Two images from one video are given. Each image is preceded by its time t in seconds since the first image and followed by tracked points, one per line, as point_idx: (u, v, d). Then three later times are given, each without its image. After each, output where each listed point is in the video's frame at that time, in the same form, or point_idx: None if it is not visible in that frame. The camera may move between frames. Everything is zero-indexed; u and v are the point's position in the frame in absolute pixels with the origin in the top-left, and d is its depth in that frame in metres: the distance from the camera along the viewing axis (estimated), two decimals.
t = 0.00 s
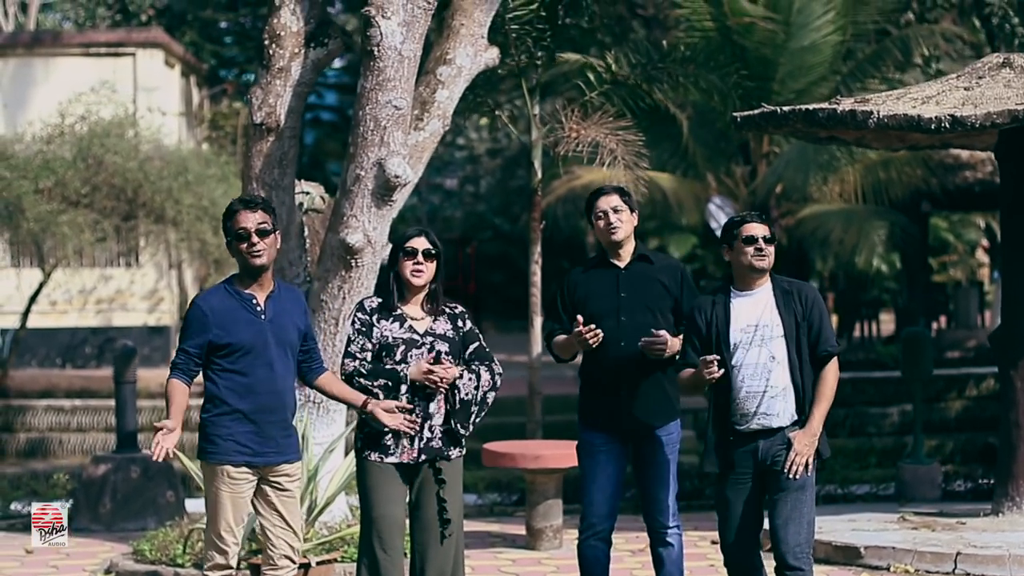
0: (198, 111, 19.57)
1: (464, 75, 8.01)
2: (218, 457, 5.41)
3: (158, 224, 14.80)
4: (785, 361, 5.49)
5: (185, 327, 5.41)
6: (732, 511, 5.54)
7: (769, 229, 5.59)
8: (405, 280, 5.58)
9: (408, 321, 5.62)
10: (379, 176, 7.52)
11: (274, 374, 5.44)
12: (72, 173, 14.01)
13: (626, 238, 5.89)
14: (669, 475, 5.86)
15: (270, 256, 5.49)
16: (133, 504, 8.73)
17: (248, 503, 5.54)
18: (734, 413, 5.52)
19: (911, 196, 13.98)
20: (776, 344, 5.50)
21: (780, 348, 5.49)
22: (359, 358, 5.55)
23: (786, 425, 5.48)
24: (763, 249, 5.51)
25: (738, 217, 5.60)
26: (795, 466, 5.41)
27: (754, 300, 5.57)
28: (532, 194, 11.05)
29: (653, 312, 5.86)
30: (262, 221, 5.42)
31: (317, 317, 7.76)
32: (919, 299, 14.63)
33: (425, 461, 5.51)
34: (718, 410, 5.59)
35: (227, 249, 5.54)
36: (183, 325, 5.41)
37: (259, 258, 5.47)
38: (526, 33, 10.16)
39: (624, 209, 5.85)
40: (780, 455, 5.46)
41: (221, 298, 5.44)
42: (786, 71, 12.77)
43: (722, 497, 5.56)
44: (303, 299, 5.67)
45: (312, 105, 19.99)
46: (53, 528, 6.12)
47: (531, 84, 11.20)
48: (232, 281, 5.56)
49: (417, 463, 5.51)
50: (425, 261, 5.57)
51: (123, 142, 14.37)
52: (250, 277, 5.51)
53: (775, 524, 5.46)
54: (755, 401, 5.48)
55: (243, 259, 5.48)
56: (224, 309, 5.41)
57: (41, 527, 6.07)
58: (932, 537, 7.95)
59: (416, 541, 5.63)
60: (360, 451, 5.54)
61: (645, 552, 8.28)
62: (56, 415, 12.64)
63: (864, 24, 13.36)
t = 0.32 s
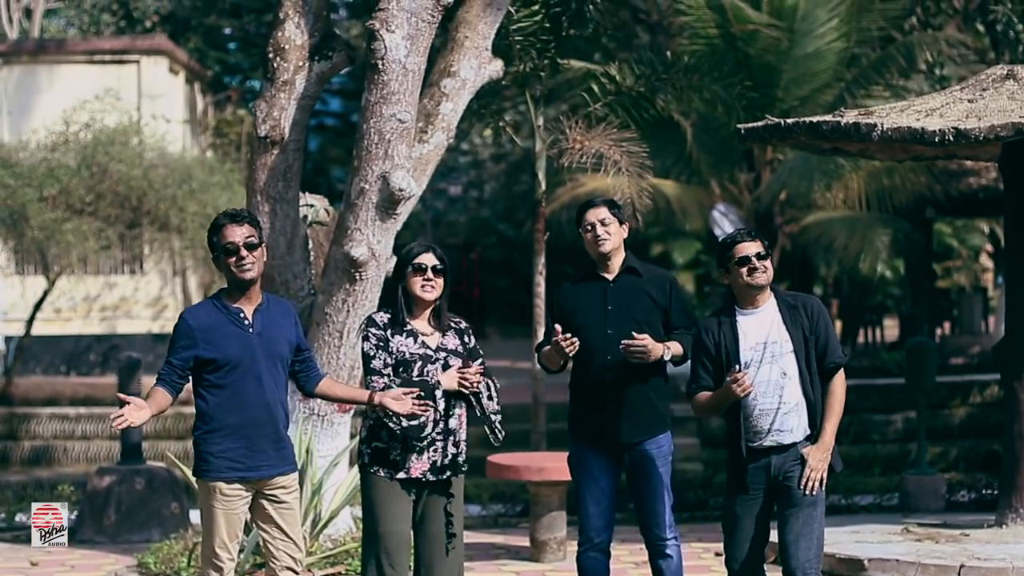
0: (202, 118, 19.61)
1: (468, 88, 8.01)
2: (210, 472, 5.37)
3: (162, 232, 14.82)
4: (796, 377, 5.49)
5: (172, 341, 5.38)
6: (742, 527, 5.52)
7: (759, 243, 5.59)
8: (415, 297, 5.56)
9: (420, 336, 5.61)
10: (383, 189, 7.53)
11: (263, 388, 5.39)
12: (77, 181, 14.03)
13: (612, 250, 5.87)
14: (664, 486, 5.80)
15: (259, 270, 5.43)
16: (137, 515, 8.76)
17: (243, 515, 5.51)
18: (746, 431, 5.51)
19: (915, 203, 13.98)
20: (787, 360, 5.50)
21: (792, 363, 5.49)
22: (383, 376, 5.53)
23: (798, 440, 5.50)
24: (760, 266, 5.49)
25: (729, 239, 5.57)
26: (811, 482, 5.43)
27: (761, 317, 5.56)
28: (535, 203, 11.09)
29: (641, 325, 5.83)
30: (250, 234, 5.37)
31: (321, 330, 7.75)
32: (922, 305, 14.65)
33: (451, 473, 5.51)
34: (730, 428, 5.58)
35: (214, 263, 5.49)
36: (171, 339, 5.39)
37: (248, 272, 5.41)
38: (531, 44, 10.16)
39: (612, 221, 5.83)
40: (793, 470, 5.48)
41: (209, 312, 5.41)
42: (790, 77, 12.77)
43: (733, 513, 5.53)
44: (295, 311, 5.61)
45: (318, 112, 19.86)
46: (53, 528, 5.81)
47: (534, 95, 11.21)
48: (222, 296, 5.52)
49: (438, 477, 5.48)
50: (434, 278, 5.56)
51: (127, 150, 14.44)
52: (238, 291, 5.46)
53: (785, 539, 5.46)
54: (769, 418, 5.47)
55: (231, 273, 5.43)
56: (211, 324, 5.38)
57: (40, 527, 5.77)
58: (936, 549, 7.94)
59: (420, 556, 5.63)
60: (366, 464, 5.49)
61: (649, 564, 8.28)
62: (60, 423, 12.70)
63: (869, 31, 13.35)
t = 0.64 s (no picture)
0: (208, 127, 19.64)
1: (474, 102, 8.01)
2: (210, 491, 5.36)
3: (168, 241, 14.86)
4: (801, 391, 5.50)
5: (171, 361, 5.39)
6: (748, 542, 5.53)
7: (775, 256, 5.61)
8: (433, 314, 5.51)
9: (427, 354, 5.53)
10: (388, 205, 7.53)
11: (262, 407, 5.39)
12: (83, 190, 14.05)
13: (608, 275, 5.88)
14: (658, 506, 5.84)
15: (256, 291, 5.44)
16: (144, 528, 8.80)
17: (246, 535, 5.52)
18: (753, 443, 5.54)
19: (921, 212, 13.96)
20: (793, 373, 5.52)
21: (797, 376, 5.50)
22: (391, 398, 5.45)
23: (806, 455, 5.49)
24: (762, 280, 5.54)
25: (741, 250, 5.63)
26: (817, 499, 5.41)
27: (771, 330, 5.60)
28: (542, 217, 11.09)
29: (634, 349, 5.85)
30: (246, 253, 5.37)
31: (327, 344, 7.79)
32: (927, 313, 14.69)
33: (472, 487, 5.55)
34: (738, 440, 5.62)
35: (211, 284, 5.49)
36: (170, 360, 5.39)
37: (244, 293, 5.42)
38: (536, 57, 10.20)
39: (608, 243, 5.85)
40: (799, 486, 5.47)
41: (208, 332, 5.41)
42: (795, 86, 12.75)
43: (739, 528, 5.55)
44: (292, 331, 5.62)
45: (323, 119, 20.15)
46: (52, 528, 6.42)
47: (541, 111, 11.21)
48: (221, 316, 5.52)
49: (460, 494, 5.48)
50: (448, 298, 5.55)
51: (132, 159, 14.59)
52: (235, 311, 5.47)
53: (795, 556, 5.49)
54: (773, 431, 5.50)
55: (228, 294, 5.44)
56: (210, 344, 5.38)
57: (41, 527, 6.39)
58: (942, 563, 7.95)
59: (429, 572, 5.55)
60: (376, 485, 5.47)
61: None
62: (67, 432, 12.71)
63: (874, 39, 13.23)
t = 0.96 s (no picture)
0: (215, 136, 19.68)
1: (482, 118, 8.01)
2: (220, 509, 5.33)
3: (175, 252, 14.91)
4: (811, 408, 5.50)
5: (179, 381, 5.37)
6: (752, 556, 5.54)
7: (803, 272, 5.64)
8: (426, 337, 5.47)
9: (419, 374, 5.49)
10: (397, 222, 7.55)
11: (271, 425, 5.39)
12: (90, 201, 14.07)
13: (610, 294, 5.90)
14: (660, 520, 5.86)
15: (264, 310, 5.42)
16: (152, 543, 8.82)
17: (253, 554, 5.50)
18: (759, 457, 5.54)
19: (927, 221, 13.96)
20: (804, 390, 5.52)
21: (809, 393, 5.50)
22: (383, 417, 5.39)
23: (812, 473, 5.49)
24: (790, 292, 5.55)
25: (771, 262, 5.66)
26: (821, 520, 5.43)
27: (787, 344, 5.60)
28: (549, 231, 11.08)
29: (638, 368, 5.88)
30: (253, 273, 5.36)
31: (335, 361, 7.78)
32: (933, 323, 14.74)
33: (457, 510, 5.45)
34: (743, 453, 5.63)
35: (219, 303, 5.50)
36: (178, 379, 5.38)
37: (252, 312, 5.41)
38: (544, 71, 10.20)
39: (612, 262, 5.87)
40: (804, 504, 5.49)
41: (216, 351, 5.41)
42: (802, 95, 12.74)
43: (743, 542, 5.56)
44: (299, 350, 5.62)
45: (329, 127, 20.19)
46: (52, 529, 6.99)
47: (548, 125, 11.21)
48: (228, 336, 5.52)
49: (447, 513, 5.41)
50: (440, 316, 5.47)
51: (140, 169, 14.55)
52: (243, 330, 5.45)
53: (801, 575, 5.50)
54: (780, 446, 5.50)
55: (235, 314, 5.42)
56: (219, 362, 5.38)
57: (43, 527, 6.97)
58: None
59: None
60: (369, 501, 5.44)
61: None
62: (74, 442, 12.77)
63: (880, 48, 13.07)
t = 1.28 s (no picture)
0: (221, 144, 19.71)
1: (488, 132, 7.99)
2: (233, 526, 5.32)
3: (180, 260, 14.99)
4: (821, 423, 5.52)
5: (198, 398, 5.39)
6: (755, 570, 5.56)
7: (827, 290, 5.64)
8: (405, 353, 5.47)
9: (407, 389, 5.50)
10: (402, 237, 7.55)
11: (285, 443, 5.37)
12: (97, 210, 14.11)
13: (616, 310, 5.91)
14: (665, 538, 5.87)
15: (284, 327, 5.46)
16: (158, 557, 8.87)
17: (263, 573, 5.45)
18: (766, 470, 5.56)
19: (933, 228, 13.96)
20: (815, 404, 5.53)
21: (821, 409, 5.53)
22: (365, 429, 5.43)
23: (819, 489, 5.51)
24: (814, 306, 5.56)
25: (796, 277, 5.67)
26: (825, 537, 5.44)
27: (801, 359, 5.62)
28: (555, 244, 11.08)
29: (643, 383, 5.89)
30: (275, 291, 5.39)
31: (340, 375, 7.78)
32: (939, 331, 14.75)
33: (442, 524, 5.42)
34: (750, 467, 5.62)
35: (238, 320, 5.49)
36: (197, 396, 5.40)
37: (274, 328, 5.44)
38: (550, 84, 10.22)
39: (616, 278, 5.88)
40: (810, 519, 5.50)
41: (234, 370, 5.41)
42: (807, 104, 12.84)
43: (746, 553, 5.59)
44: (315, 369, 5.62)
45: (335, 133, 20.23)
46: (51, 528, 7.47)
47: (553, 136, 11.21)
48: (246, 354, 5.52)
49: (428, 528, 5.39)
50: (426, 336, 5.47)
51: (146, 178, 14.58)
52: (261, 347, 5.47)
53: None
54: (789, 459, 5.51)
55: (256, 329, 5.44)
56: (236, 380, 5.38)
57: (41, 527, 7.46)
58: None
59: None
60: (356, 514, 5.47)
61: None
62: (80, 451, 12.82)
63: (886, 56, 13.04)
